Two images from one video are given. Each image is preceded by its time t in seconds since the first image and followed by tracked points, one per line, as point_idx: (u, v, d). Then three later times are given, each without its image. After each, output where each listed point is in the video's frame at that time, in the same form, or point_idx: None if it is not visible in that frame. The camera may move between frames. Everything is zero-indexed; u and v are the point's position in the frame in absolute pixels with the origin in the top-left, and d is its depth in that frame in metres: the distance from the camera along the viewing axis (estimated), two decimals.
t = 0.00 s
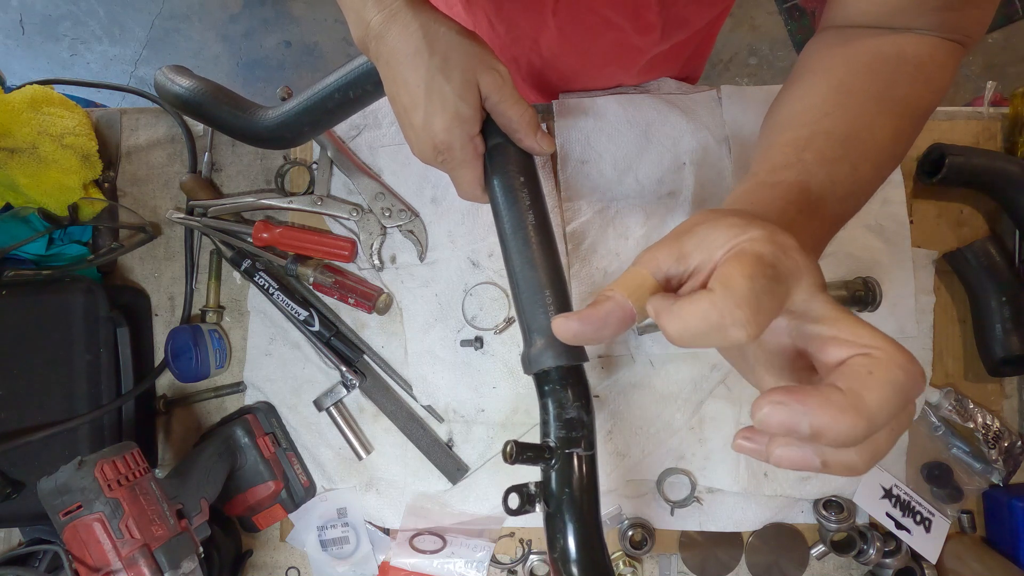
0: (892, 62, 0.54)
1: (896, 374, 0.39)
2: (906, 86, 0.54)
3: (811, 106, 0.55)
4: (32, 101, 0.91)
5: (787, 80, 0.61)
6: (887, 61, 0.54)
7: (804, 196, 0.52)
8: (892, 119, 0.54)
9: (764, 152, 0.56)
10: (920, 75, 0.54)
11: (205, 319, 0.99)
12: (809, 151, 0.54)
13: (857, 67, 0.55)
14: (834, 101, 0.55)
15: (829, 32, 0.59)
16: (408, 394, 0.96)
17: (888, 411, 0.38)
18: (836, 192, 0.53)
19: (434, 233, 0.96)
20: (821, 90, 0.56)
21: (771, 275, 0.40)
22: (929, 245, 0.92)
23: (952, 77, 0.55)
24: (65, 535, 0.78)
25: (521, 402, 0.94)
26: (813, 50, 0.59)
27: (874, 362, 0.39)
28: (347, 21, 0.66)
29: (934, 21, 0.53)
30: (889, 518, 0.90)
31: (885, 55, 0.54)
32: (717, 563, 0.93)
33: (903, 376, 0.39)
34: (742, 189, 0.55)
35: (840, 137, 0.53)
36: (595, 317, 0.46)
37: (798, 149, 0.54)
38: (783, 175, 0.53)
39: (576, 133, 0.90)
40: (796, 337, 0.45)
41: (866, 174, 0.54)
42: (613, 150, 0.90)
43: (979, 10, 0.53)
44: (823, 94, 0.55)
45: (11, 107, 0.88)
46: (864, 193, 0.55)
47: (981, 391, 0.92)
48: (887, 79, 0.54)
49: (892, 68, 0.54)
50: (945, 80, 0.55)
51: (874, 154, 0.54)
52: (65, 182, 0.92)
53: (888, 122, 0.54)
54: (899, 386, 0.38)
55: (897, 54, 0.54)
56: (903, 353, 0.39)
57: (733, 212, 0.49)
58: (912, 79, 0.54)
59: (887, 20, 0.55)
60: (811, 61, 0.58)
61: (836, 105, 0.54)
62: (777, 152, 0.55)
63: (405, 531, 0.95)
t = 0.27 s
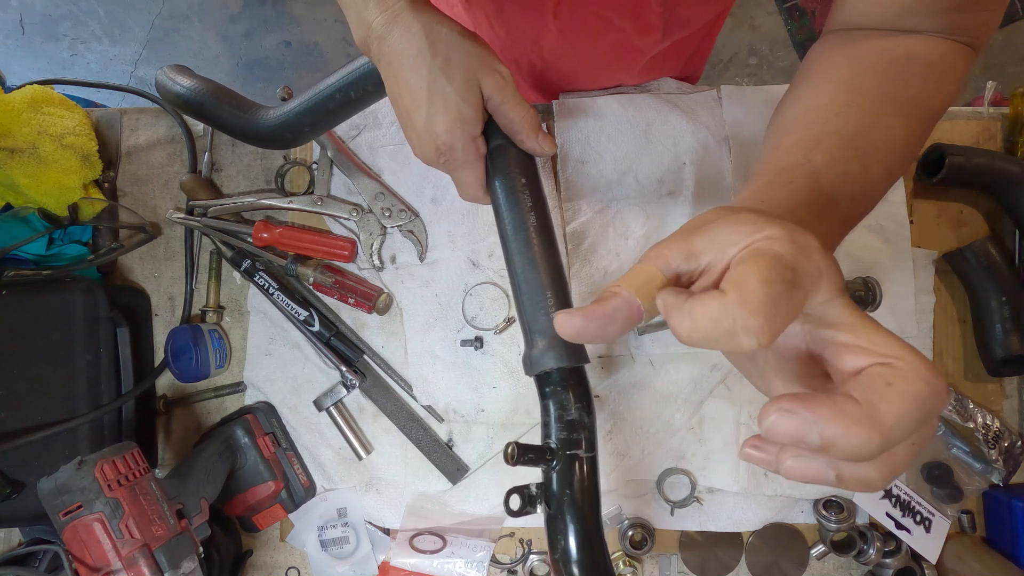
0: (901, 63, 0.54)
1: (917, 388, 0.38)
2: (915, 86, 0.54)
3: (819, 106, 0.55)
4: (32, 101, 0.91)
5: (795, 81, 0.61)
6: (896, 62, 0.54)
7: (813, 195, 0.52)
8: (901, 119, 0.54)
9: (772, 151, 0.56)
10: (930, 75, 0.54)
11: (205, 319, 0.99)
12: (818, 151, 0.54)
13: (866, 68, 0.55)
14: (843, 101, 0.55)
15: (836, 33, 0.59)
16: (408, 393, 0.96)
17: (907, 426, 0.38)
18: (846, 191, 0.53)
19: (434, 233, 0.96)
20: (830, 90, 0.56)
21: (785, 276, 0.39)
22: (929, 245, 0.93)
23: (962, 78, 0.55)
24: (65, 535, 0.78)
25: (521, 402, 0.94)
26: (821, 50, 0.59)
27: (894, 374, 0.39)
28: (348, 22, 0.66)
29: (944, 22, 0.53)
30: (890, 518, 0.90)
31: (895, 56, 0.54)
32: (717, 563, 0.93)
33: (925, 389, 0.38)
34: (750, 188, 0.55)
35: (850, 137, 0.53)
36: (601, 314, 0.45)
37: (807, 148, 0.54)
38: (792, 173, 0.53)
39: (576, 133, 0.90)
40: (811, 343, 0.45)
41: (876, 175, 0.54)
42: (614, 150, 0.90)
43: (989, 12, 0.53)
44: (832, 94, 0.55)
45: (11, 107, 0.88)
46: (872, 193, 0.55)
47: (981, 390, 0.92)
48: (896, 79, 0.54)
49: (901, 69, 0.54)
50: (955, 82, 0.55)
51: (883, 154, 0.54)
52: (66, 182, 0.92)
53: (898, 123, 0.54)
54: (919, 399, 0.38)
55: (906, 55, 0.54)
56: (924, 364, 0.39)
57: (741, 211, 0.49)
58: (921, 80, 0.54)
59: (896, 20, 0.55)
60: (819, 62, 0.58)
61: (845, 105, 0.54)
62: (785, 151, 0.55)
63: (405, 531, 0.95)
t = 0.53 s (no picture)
0: (904, 63, 0.54)
1: (895, 393, 0.38)
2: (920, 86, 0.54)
3: (824, 106, 0.55)
4: (32, 101, 0.91)
5: (798, 82, 0.61)
6: (900, 62, 0.54)
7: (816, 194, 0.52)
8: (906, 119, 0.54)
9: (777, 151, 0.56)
10: (933, 76, 0.54)
11: (205, 319, 0.99)
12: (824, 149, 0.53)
13: (870, 67, 0.55)
14: (848, 100, 0.54)
15: (839, 35, 0.60)
16: (408, 393, 0.96)
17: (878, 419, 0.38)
18: (850, 192, 0.53)
19: (434, 233, 0.96)
20: (834, 90, 0.56)
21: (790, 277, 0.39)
22: (929, 245, 0.92)
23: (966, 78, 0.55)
24: (65, 535, 0.78)
25: (522, 402, 0.94)
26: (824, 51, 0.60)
27: (870, 379, 0.38)
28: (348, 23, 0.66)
29: (947, 23, 0.54)
30: (890, 518, 0.90)
31: (899, 56, 0.54)
32: (717, 563, 0.93)
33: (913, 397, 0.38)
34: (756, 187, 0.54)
35: (855, 137, 0.53)
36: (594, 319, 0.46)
37: (812, 147, 0.54)
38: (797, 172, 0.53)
39: (576, 132, 0.90)
40: (799, 344, 0.44)
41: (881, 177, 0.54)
42: (614, 150, 0.90)
43: (992, 12, 0.53)
44: (835, 94, 0.55)
45: (11, 107, 0.88)
46: (878, 193, 0.54)
47: (981, 391, 0.92)
48: (901, 79, 0.54)
49: (906, 68, 0.54)
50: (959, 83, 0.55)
51: (888, 154, 0.53)
52: (66, 182, 0.92)
53: (902, 123, 0.54)
54: (894, 403, 0.38)
55: (910, 55, 0.54)
56: (909, 368, 0.38)
57: (745, 212, 0.48)
58: (925, 80, 0.54)
59: (899, 21, 0.55)
60: (822, 63, 0.59)
61: (849, 105, 0.54)
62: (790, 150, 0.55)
63: (405, 531, 0.95)
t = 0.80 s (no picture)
0: (907, 64, 0.54)
1: (897, 411, 0.38)
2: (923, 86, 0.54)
3: (826, 106, 0.55)
4: (32, 101, 0.91)
5: (799, 83, 0.61)
6: (903, 62, 0.54)
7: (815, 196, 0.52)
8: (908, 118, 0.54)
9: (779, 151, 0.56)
10: (937, 76, 0.54)
11: (205, 319, 0.99)
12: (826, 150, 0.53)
13: (873, 68, 0.55)
14: (851, 100, 0.54)
15: (841, 36, 0.60)
16: (408, 393, 0.96)
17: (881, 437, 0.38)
18: (853, 193, 0.53)
19: (434, 233, 0.96)
20: (837, 91, 0.56)
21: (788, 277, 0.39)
22: (928, 245, 0.92)
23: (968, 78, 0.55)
24: (65, 535, 0.78)
25: (522, 402, 0.94)
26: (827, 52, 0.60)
27: (876, 397, 0.38)
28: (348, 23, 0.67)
29: (949, 23, 0.54)
30: (890, 518, 0.90)
31: (901, 56, 0.55)
32: (717, 563, 0.93)
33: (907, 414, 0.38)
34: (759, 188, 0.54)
35: (858, 137, 0.53)
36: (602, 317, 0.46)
37: (815, 148, 0.54)
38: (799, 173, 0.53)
39: (577, 132, 0.90)
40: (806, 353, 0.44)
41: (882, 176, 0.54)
42: (614, 149, 0.90)
43: (993, 13, 0.54)
44: (838, 94, 0.55)
45: (11, 107, 0.88)
46: (880, 193, 0.54)
47: (981, 391, 0.92)
48: (903, 79, 0.54)
49: (908, 68, 0.54)
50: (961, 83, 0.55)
51: (892, 154, 0.53)
52: (66, 182, 0.92)
53: (905, 123, 0.53)
54: (895, 426, 0.38)
55: (913, 55, 0.54)
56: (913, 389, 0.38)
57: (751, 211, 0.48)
58: (928, 80, 0.54)
59: (902, 21, 0.55)
60: (825, 63, 0.59)
61: (852, 104, 0.54)
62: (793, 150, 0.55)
63: (405, 531, 0.96)
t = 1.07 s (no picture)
0: (907, 61, 0.54)
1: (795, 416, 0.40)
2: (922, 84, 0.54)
3: (826, 102, 0.55)
4: (32, 101, 0.91)
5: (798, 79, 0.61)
6: (904, 59, 0.54)
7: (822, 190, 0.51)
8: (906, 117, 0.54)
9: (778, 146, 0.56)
10: (935, 74, 0.54)
11: (205, 319, 0.99)
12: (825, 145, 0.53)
13: (874, 64, 0.55)
14: (850, 97, 0.54)
15: (843, 32, 0.59)
16: (408, 393, 0.96)
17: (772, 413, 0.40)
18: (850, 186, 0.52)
19: (434, 233, 0.96)
20: (837, 87, 0.55)
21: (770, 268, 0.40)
22: (929, 245, 0.92)
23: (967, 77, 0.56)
24: (65, 535, 0.78)
25: (522, 402, 0.94)
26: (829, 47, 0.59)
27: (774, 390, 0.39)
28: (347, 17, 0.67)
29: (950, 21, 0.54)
30: (890, 518, 0.90)
31: (902, 53, 0.54)
32: (717, 563, 0.93)
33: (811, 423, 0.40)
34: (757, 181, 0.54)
35: (855, 132, 0.53)
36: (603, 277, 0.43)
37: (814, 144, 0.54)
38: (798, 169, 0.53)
39: (577, 132, 0.90)
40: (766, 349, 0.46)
41: (879, 173, 0.54)
42: (614, 149, 0.90)
43: (992, 12, 0.54)
44: (838, 91, 0.55)
45: (11, 107, 0.88)
46: (878, 190, 0.54)
47: (981, 391, 0.92)
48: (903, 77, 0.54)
49: (908, 66, 0.54)
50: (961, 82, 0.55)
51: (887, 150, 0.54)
52: (65, 182, 0.92)
53: (903, 121, 0.54)
54: (773, 408, 0.40)
55: (913, 53, 0.54)
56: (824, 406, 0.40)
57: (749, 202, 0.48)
58: (926, 78, 0.54)
59: (903, 18, 0.55)
60: (826, 58, 0.58)
61: (852, 101, 0.54)
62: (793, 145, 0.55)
63: (405, 531, 0.96)
